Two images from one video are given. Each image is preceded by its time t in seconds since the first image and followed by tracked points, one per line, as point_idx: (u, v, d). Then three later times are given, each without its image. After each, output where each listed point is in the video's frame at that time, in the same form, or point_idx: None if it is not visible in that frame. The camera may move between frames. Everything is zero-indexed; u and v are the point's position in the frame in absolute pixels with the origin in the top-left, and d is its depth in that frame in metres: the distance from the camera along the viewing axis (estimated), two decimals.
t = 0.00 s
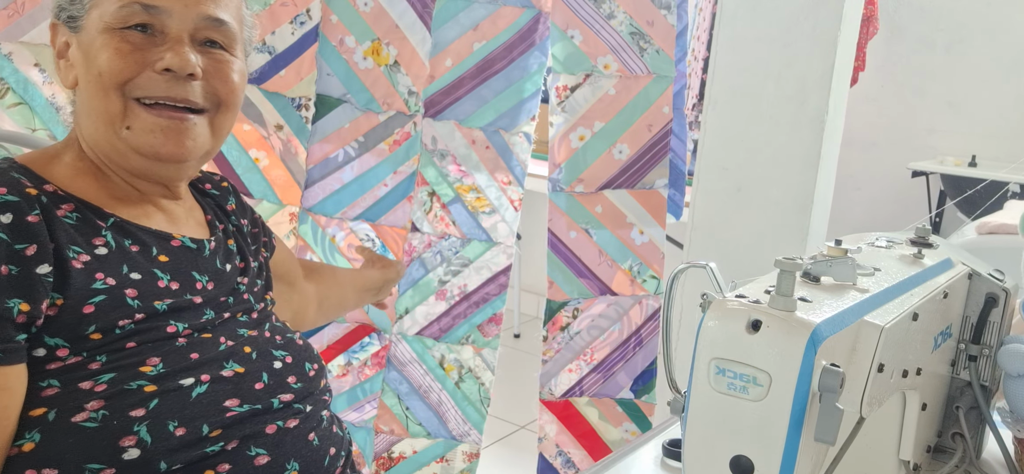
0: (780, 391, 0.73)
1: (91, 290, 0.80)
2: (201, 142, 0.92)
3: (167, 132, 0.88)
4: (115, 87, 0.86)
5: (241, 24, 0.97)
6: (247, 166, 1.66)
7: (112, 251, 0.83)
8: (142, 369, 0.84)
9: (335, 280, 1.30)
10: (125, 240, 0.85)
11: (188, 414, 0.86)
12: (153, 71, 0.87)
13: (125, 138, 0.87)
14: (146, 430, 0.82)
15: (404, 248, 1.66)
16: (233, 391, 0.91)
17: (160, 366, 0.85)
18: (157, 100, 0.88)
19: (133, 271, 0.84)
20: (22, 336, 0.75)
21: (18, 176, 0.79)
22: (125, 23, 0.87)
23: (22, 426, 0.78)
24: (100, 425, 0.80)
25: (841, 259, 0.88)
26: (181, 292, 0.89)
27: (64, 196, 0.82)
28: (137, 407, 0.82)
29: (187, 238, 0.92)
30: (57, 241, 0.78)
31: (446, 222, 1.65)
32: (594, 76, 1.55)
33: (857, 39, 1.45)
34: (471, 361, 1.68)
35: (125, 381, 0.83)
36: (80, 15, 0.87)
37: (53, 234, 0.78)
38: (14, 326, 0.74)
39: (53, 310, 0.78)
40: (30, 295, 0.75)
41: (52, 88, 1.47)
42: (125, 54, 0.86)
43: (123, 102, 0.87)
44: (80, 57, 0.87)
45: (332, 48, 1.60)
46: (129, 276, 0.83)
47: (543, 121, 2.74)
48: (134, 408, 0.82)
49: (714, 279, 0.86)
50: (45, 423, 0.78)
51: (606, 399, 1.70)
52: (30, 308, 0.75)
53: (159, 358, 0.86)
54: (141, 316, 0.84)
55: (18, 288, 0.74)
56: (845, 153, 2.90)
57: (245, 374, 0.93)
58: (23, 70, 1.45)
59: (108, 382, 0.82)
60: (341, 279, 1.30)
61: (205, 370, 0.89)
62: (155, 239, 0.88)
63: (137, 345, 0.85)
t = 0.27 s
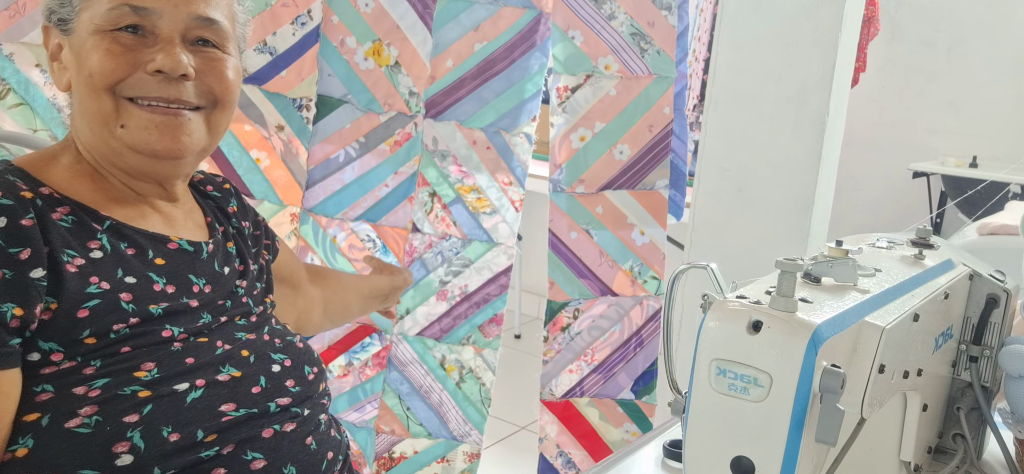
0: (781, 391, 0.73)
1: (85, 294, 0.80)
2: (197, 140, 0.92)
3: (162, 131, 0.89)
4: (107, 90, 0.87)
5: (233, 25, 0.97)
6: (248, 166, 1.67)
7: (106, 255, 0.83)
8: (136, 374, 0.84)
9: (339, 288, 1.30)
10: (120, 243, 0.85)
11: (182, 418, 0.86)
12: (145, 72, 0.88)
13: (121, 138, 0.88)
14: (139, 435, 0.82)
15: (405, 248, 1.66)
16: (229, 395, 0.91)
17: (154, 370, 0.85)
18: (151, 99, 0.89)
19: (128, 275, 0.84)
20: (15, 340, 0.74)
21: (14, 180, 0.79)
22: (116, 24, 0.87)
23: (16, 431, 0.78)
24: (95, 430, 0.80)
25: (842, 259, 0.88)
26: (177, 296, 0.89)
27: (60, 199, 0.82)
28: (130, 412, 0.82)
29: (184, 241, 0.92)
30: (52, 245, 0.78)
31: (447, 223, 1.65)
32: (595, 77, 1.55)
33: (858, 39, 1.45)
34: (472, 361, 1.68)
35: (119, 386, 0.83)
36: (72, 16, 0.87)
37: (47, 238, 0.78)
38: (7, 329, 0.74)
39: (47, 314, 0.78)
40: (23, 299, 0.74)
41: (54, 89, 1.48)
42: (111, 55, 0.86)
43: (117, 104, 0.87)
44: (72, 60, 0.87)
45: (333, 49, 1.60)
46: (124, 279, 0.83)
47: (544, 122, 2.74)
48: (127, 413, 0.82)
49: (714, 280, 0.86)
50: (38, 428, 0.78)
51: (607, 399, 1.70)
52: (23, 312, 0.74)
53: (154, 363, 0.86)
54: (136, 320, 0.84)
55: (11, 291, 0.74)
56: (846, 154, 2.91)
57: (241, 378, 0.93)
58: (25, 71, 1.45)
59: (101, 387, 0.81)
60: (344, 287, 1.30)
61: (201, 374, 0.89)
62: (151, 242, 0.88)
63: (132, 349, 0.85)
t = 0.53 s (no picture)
0: (782, 392, 0.73)
1: (75, 298, 0.80)
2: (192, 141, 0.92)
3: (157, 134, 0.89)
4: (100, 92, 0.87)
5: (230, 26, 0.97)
6: (249, 167, 1.67)
7: (97, 258, 0.82)
8: (126, 379, 0.83)
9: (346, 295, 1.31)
10: (112, 246, 0.84)
11: (172, 422, 0.85)
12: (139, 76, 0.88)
13: (114, 141, 0.88)
14: (127, 441, 0.81)
15: (406, 249, 1.66)
16: (220, 398, 0.90)
17: (145, 375, 0.85)
18: (145, 103, 0.89)
19: (119, 278, 0.83)
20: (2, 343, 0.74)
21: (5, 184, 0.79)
22: (111, 27, 0.87)
23: (4, 436, 0.77)
24: (82, 436, 0.79)
25: (842, 260, 0.88)
26: (169, 299, 0.88)
27: (51, 202, 0.82)
28: (118, 418, 0.81)
29: (179, 244, 0.92)
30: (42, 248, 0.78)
31: (448, 223, 1.65)
32: (595, 78, 1.55)
33: (858, 40, 1.45)
34: (473, 362, 1.68)
35: (109, 391, 0.82)
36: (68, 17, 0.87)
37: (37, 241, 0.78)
38: None
39: (35, 318, 0.78)
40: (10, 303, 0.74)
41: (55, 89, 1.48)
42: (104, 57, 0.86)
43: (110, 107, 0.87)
44: (66, 60, 0.87)
45: (334, 49, 1.61)
46: (115, 283, 0.83)
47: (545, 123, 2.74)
48: (115, 419, 0.81)
49: (715, 280, 0.86)
50: (26, 434, 0.77)
51: (608, 400, 1.70)
52: (9, 318, 0.74)
53: (143, 368, 0.85)
54: (126, 324, 0.84)
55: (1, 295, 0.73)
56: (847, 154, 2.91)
57: (235, 381, 0.92)
58: (26, 71, 1.45)
59: (90, 392, 0.81)
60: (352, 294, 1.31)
61: (192, 378, 0.88)
62: (144, 245, 0.88)
63: (122, 353, 0.84)
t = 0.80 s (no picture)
0: (783, 392, 0.73)
1: (67, 304, 0.77)
2: (199, 146, 0.92)
3: (161, 139, 0.88)
4: (100, 94, 0.85)
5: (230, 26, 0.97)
6: (250, 167, 1.67)
7: (88, 264, 0.80)
8: (122, 386, 0.81)
9: (349, 300, 1.32)
10: (104, 250, 0.82)
11: (167, 430, 0.83)
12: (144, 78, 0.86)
13: (110, 143, 0.87)
14: (122, 451, 0.80)
15: (407, 249, 1.66)
16: (217, 404, 0.88)
17: (140, 382, 0.82)
18: (149, 106, 0.87)
19: (111, 283, 0.81)
20: None
21: None
22: (113, 29, 0.85)
23: None
24: (77, 446, 0.78)
25: (843, 261, 0.88)
26: (163, 301, 0.86)
27: (42, 205, 0.80)
28: (114, 427, 0.80)
29: (172, 245, 0.89)
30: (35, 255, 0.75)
31: (449, 223, 1.65)
32: (596, 78, 1.55)
33: (859, 41, 1.45)
34: (474, 362, 1.68)
35: (104, 399, 0.80)
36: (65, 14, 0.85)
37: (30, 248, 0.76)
38: None
39: (28, 326, 0.75)
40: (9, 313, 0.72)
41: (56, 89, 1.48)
42: (105, 58, 0.85)
43: (110, 110, 0.85)
44: (64, 61, 0.85)
45: (334, 50, 1.61)
46: (107, 287, 0.81)
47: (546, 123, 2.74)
48: (110, 429, 0.80)
49: (716, 281, 0.86)
50: (20, 442, 0.76)
51: (608, 400, 1.70)
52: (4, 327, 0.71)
53: (138, 375, 0.82)
54: (120, 329, 0.81)
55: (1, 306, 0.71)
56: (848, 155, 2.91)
57: (232, 385, 0.90)
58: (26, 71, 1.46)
59: (85, 400, 0.79)
60: (355, 300, 1.33)
61: (187, 383, 0.86)
62: (138, 247, 0.85)
63: (117, 360, 0.82)
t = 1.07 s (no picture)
0: (783, 392, 0.73)
1: (21, 344, 0.59)
2: (207, 180, 0.75)
3: (156, 163, 0.67)
4: (134, 110, 0.64)
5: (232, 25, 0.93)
6: (251, 167, 1.68)
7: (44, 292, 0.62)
8: (83, 429, 0.64)
9: (369, 382, 0.96)
10: (61, 274, 0.63)
11: None
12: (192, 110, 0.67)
13: (72, 150, 0.63)
14: None
15: (407, 249, 1.67)
16: (191, 437, 0.71)
17: (103, 423, 0.65)
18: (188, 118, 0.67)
19: (70, 313, 0.62)
20: None
21: None
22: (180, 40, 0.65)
23: None
24: None
25: (844, 261, 0.88)
26: (129, 328, 0.66)
27: None
28: None
29: (138, 261, 0.68)
30: None
31: (449, 224, 1.65)
32: (597, 79, 1.55)
33: (861, 41, 1.45)
34: (474, 362, 1.68)
35: (62, 444, 0.63)
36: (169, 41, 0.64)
37: None
38: None
39: None
40: None
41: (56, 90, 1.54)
42: (165, 81, 0.65)
43: (135, 129, 0.64)
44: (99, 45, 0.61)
45: (335, 50, 1.61)
46: (64, 319, 0.62)
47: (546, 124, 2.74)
48: None
49: (717, 282, 0.86)
50: None
51: (609, 399, 1.69)
52: None
53: (101, 414, 0.65)
54: (78, 365, 0.63)
55: None
56: (848, 155, 2.91)
57: (206, 412, 0.71)
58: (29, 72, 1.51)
59: (44, 448, 0.63)
60: (379, 381, 0.97)
61: (157, 418, 0.68)
62: (96, 268, 0.65)
63: (77, 400, 0.64)
